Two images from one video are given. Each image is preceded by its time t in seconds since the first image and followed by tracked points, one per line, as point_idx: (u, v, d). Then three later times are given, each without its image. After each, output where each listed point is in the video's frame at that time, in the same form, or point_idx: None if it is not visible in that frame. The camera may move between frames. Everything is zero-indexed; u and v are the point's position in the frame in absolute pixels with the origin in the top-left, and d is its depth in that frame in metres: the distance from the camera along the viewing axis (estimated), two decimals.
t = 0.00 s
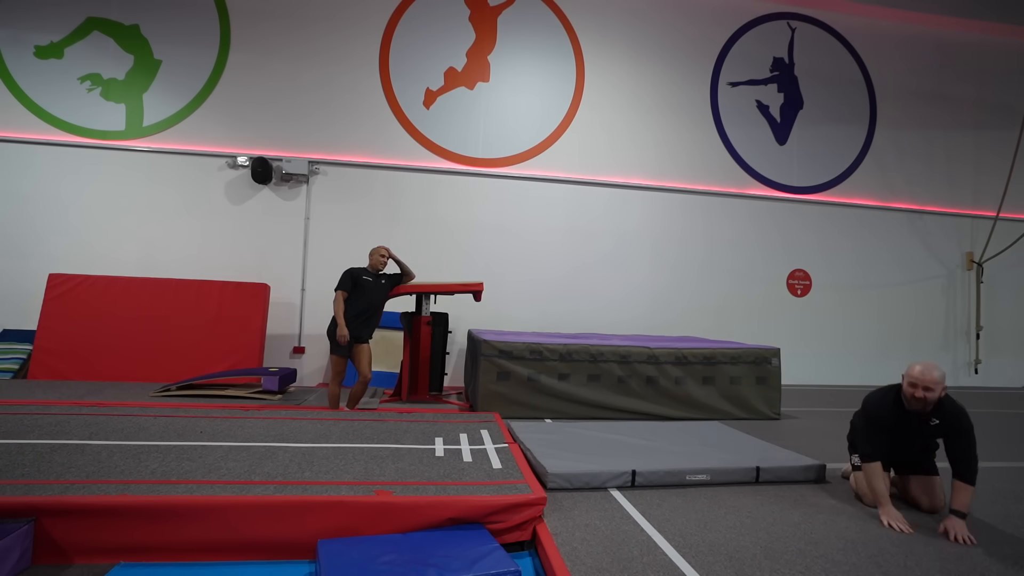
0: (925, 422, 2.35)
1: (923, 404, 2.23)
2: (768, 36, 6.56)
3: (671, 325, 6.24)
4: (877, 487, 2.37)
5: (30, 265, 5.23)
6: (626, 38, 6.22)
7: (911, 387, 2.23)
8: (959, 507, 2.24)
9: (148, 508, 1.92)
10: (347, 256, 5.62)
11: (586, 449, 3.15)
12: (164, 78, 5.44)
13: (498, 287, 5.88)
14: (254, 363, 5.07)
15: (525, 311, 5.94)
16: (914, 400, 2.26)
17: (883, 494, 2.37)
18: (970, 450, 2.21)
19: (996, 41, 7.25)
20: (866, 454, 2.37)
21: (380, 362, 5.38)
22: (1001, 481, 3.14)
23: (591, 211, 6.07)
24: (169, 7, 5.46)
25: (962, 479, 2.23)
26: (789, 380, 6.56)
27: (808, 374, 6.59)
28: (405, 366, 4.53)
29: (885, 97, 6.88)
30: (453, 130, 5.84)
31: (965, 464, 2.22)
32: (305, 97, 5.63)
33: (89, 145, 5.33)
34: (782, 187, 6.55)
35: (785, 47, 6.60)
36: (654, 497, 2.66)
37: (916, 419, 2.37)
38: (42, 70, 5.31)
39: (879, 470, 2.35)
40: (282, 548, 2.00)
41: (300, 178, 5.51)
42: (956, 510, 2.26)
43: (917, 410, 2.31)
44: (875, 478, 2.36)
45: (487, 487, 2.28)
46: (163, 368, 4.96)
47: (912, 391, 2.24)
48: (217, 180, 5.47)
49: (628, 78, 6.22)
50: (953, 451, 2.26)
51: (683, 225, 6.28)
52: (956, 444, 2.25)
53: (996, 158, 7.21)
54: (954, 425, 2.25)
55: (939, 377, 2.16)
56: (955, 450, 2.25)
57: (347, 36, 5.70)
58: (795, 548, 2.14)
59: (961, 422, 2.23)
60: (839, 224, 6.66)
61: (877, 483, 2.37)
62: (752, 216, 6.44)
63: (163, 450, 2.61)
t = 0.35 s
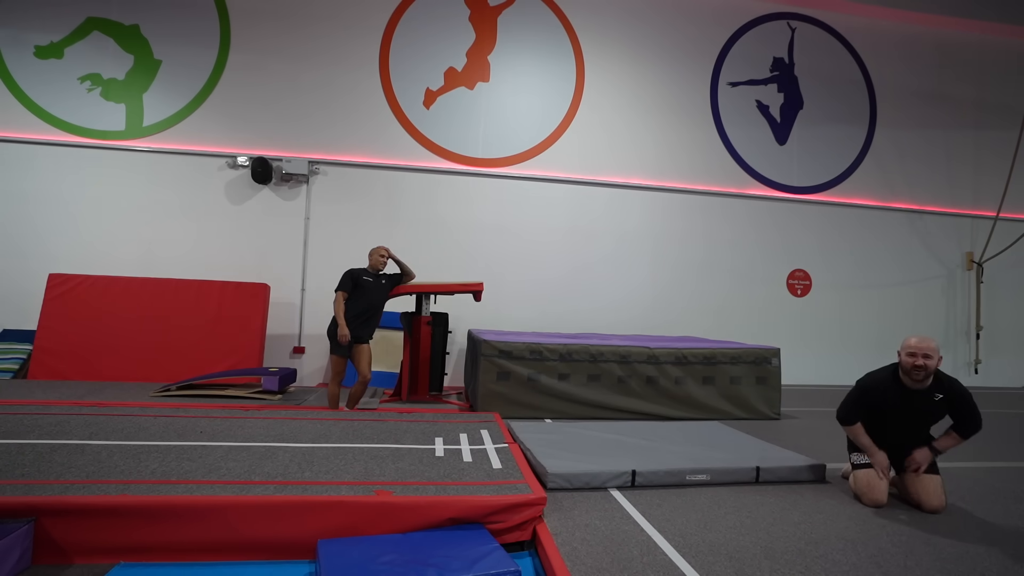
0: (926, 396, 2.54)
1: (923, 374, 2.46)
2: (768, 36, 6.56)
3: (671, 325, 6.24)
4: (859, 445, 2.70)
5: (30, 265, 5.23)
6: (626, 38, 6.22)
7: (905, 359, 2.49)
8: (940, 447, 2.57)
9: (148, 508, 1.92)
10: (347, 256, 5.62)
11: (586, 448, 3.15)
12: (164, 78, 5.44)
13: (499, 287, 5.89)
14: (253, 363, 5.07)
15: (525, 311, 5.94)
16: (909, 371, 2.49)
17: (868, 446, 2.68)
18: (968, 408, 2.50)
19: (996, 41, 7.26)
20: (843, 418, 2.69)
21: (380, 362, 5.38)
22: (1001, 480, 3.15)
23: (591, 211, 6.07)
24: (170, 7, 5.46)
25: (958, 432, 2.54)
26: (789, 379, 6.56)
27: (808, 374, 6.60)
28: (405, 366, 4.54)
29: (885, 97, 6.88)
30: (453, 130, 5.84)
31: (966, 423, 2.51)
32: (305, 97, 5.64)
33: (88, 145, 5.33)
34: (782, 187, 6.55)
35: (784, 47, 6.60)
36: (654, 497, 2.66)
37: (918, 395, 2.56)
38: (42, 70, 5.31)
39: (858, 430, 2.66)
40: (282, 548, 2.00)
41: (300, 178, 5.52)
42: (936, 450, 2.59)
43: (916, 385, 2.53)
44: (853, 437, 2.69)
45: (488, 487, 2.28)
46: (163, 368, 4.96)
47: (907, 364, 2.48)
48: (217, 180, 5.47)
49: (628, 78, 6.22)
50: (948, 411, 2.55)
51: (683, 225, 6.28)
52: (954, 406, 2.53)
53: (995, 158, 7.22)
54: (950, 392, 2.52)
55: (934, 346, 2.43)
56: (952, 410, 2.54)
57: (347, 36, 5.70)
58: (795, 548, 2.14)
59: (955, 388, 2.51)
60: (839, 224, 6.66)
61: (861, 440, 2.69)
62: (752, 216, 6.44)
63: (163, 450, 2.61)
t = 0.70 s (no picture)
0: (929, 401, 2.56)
1: (927, 382, 2.48)
2: (768, 36, 6.56)
3: (671, 325, 6.24)
4: (860, 440, 2.78)
5: (30, 265, 5.23)
6: (625, 38, 6.22)
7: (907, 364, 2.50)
8: (930, 448, 2.68)
9: (148, 508, 1.92)
10: (347, 256, 5.62)
11: (587, 448, 3.15)
12: (164, 78, 5.44)
13: (499, 287, 5.88)
14: (254, 363, 5.07)
15: (525, 311, 5.94)
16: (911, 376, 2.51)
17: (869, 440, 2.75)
18: (966, 416, 2.52)
19: (996, 41, 7.26)
20: (847, 417, 2.73)
21: (380, 362, 5.38)
22: (1001, 480, 3.15)
23: (590, 211, 6.07)
24: (170, 8, 5.46)
25: (948, 433, 2.62)
26: (789, 379, 6.56)
27: (808, 374, 6.60)
28: (405, 366, 4.54)
29: (885, 97, 6.88)
30: (453, 130, 5.84)
31: (959, 427, 2.55)
32: (306, 97, 5.64)
33: (88, 145, 5.33)
34: (782, 187, 6.55)
35: (784, 47, 6.60)
36: (654, 497, 2.66)
37: (920, 400, 2.56)
38: (42, 70, 5.31)
39: (859, 428, 2.73)
40: (282, 548, 2.00)
41: (300, 178, 5.52)
42: (929, 453, 2.69)
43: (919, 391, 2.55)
44: (853, 433, 2.78)
45: (488, 487, 2.28)
46: (163, 368, 4.96)
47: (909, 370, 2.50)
48: (217, 180, 5.47)
49: (628, 78, 6.22)
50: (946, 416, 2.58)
51: (683, 225, 6.28)
52: (953, 413, 2.55)
53: (995, 158, 7.22)
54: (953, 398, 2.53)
55: (940, 354, 2.44)
56: (950, 416, 2.57)
57: (347, 36, 5.70)
58: (795, 548, 2.13)
59: (958, 394, 2.52)
60: (839, 224, 6.66)
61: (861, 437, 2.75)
62: (752, 216, 6.44)
63: (163, 450, 2.61)
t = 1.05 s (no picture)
0: (930, 404, 2.55)
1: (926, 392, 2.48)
2: (768, 36, 6.56)
3: (671, 325, 6.24)
4: (860, 440, 2.79)
5: (31, 265, 5.24)
6: (625, 38, 6.22)
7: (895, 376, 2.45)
8: (928, 448, 2.69)
9: (148, 508, 1.92)
10: (347, 256, 5.62)
11: (587, 448, 3.15)
12: (164, 78, 5.44)
13: (499, 287, 5.88)
14: (254, 363, 5.07)
15: (525, 311, 5.94)
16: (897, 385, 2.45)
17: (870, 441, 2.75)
18: (962, 415, 2.56)
19: (996, 41, 7.25)
20: (849, 417, 2.73)
21: (380, 362, 5.38)
22: (1001, 480, 3.15)
23: (591, 211, 6.07)
24: (170, 8, 5.46)
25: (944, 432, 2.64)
26: (789, 379, 6.56)
27: (808, 374, 6.60)
28: (405, 366, 4.54)
29: (885, 97, 6.88)
30: (453, 130, 5.84)
31: (955, 426, 2.58)
32: (306, 98, 5.64)
33: (89, 145, 5.33)
34: (782, 187, 6.54)
35: (785, 47, 6.60)
36: (655, 497, 2.66)
37: (923, 402, 2.55)
38: (42, 70, 5.31)
39: (861, 429, 2.73)
40: (282, 548, 2.00)
41: (300, 178, 5.52)
42: (927, 453, 2.70)
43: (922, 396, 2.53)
44: (854, 434, 2.78)
45: (487, 487, 2.28)
46: (163, 368, 4.96)
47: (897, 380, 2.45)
48: (217, 180, 5.47)
49: (628, 78, 6.22)
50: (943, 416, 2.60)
51: (683, 225, 6.28)
52: (951, 413, 2.58)
53: (996, 157, 7.22)
54: (952, 398, 2.55)
55: (942, 374, 2.38)
56: (946, 415, 2.60)
57: (347, 37, 5.70)
58: (795, 548, 2.13)
59: (957, 393, 2.53)
60: (839, 224, 6.66)
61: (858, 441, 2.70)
62: (752, 216, 6.44)
63: (163, 450, 2.61)
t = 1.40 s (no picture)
0: (928, 403, 2.54)
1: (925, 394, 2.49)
2: (768, 36, 6.55)
3: (671, 325, 6.24)
4: (860, 440, 2.78)
5: (31, 265, 5.24)
6: (625, 38, 6.22)
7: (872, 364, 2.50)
8: (925, 448, 2.68)
9: (148, 508, 1.92)
10: (347, 256, 5.62)
11: (586, 448, 3.15)
12: (164, 78, 5.44)
13: (499, 286, 5.88)
14: (254, 363, 5.07)
15: (525, 311, 5.93)
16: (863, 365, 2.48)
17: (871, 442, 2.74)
18: (959, 414, 2.54)
19: (996, 41, 7.25)
20: (850, 417, 2.73)
21: (380, 362, 5.38)
22: (1000, 480, 3.14)
23: (591, 211, 6.07)
24: (170, 7, 5.46)
25: (941, 432, 2.63)
26: (789, 379, 6.56)
27: (808, 374, 6.60)
28: (405, 366, 4.54)
29: (884, 97, 6.88)
30: (453, 130, 5.84)
31: (953, 426, 2.57)
32: (306, 98, 5.63)
33: (89, 145, 5.33)
34: (782, 187, 6.55)
35: (785, 47, 6.60)
36: (655, 497, 2.66)
37: (920, 401, 2.55)
38: (42, 70, 5.31)
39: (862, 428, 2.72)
40: (282, 548, 2.00)
41: (300, 178, 5.52)
42: (925, 453, 2.70)
43: (919, 396, 2.52)
44: (855, 434, 2.77)
45: (487, 487, 2.28)
46: (163, 368, 4.96)
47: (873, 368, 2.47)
48: (217, 180, 5.47)
49: (628, 78, 6.22)
50: (941, 416, 2.60)
51: (683, 226, 6.28)
52: (948, 412, 2.57)
53: (995, 157, 7.22)
54: (949, 397, 2.54)
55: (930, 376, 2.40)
56: (944, 414, 2.59)
57: (347, 37, 5.70)
58: (795, 548, 2.13)
59: (954, 392, 2.53)
60: (839, 224, 6.66)
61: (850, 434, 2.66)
62: (752, 216, 6.44)
63: (163, 450, 2.61)
